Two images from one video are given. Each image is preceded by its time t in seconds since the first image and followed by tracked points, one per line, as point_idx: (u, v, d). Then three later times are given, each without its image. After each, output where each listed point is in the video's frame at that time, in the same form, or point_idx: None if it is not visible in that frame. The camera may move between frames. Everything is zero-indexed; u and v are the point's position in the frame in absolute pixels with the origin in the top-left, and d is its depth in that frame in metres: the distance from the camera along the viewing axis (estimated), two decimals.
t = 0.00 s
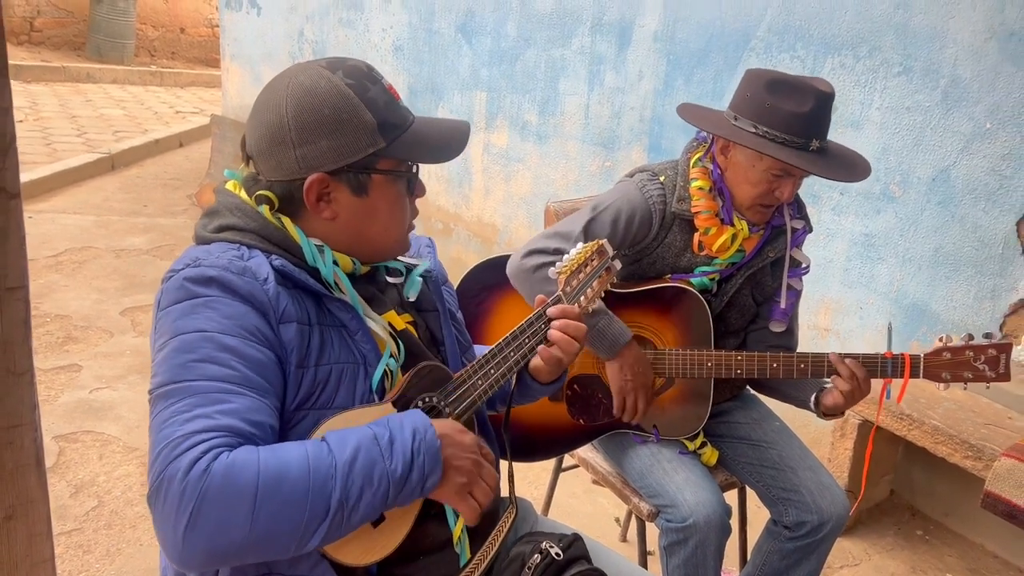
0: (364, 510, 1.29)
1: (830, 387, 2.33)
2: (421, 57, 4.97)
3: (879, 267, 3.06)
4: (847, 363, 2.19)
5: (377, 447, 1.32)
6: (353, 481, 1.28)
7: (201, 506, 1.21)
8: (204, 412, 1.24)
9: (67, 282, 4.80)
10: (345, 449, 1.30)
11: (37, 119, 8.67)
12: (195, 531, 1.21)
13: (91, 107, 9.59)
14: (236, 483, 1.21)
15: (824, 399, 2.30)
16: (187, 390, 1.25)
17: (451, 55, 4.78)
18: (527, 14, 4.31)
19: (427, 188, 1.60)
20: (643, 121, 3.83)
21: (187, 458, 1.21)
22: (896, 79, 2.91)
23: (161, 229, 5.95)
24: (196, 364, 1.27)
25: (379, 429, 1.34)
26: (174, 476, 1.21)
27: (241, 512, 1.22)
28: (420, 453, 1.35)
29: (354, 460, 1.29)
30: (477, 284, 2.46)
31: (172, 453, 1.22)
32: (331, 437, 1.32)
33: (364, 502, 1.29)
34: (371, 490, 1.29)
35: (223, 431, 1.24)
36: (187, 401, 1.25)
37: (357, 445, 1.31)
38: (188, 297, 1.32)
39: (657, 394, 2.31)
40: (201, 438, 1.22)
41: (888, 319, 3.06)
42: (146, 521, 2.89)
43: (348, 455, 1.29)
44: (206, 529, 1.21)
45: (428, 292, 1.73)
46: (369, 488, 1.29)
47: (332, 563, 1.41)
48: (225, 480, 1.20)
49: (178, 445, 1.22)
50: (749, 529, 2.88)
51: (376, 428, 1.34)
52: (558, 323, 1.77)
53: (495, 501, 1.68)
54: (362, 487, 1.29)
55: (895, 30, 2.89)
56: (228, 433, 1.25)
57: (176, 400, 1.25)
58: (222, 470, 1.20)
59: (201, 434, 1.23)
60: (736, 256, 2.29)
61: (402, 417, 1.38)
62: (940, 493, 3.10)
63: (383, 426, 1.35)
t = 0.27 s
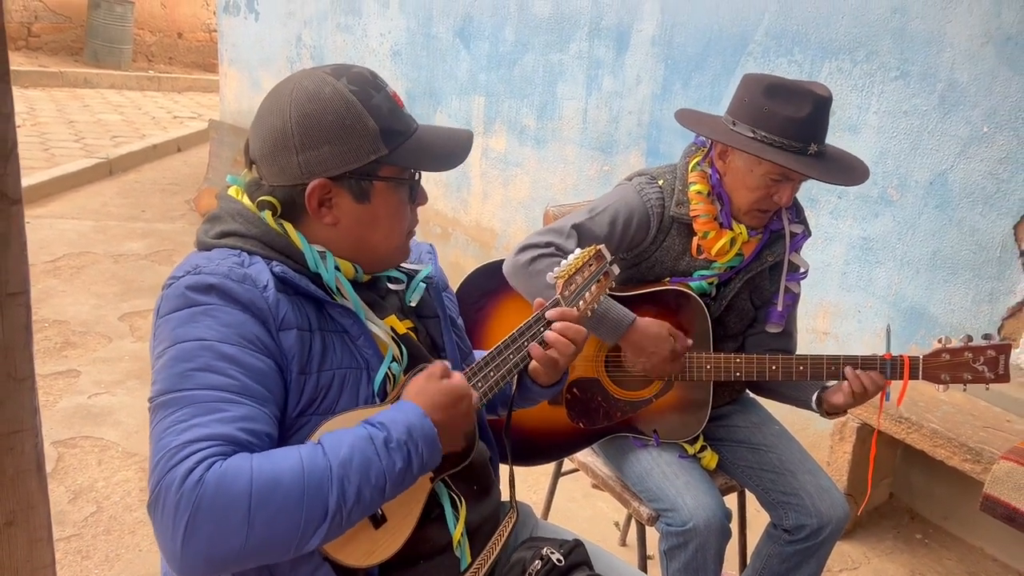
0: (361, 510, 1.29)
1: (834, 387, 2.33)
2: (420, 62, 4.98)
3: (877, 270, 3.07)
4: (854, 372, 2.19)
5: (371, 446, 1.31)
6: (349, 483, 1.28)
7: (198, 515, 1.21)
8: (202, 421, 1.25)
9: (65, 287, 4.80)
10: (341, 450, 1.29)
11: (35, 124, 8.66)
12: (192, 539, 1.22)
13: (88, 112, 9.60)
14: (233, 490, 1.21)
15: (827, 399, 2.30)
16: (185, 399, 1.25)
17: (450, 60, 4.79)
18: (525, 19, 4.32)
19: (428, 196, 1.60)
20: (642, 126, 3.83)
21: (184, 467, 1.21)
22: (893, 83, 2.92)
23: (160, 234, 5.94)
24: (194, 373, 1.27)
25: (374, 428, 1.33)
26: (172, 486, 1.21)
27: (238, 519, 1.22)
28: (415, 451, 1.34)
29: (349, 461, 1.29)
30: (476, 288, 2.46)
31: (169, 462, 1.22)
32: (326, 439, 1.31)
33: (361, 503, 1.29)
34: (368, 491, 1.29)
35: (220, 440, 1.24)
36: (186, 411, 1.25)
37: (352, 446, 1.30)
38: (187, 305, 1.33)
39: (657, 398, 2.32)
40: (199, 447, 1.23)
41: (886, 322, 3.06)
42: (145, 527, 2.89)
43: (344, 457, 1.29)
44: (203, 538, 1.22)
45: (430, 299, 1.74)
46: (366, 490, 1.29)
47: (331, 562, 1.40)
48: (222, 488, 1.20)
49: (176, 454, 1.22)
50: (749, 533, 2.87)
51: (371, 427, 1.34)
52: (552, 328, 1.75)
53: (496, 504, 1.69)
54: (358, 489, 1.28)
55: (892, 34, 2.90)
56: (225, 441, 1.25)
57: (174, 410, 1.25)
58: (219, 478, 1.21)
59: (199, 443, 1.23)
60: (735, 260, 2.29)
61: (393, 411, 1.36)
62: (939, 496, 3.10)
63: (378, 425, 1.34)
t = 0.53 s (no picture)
0: (360, 507, 1.29)
1: (829, 390, 2.33)
2: (417, 67, 4.99)
3: (874, 274, 3.08)
4: (842, 368, 2.19)
5: (368, 443, 1.31)
6: (348, 481, 1.28)
7: (200, 518, 1.21)
8: (202, 425, 1.25)
9: (62, 293, 4.80)
10: (338, 449, 1.29)
11: (32, 129, 8.66)
12: (193, 543, 1.22)
13: (85, 118, 9.60)
14: (233, 493, 1.21)
15: (823, 400, 2.30)
16: (184, 405, 1.26)
17: (447, 65, 4.80)
18: (522, 24, 4.34)
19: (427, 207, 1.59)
20: (639, 130, 3.85)
21: (185, 471, 1.21)
22: (889, 88, 2.93)
23: (157, 239, 5.94)
24: (193, 378, 1.27)
25: (369, 425, 1.33)
26: (173, 490, 1.21)
27: (239, 522, 1.22)
28: (411, 446, 1.34)
29: (347, 459, 1.29)
30: (474, 292, 2.47)
31: (170, 466, 1.23)
32: (323, 439, 1.31)
33: (361, 499, 1.29)
34: (366, 488, 1.29)
35: (221, 443, 1.25)
36: (185, 416, 1.25)
37: (348, 444, 1.30)
38: (185, 310, 1.33)
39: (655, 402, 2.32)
40: (200, 451, 1.23)
41: (883, 325, 3.07)
42: (142, 532, 2.88)
43: (342, 455, 1.29)
44: (204, 541, 1.22)
45: (427, 304, 1.74)
46: (364, 487, 1.29)
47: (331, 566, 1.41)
48: (223, 490, 1.21)
49: (176, 458, 1.23)
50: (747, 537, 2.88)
51: (367, 424, 1.34)
52: (551, 333, 1.78)
53: (494, 509, 1.70)
54: (357, 487, 1.28)
55: (887, 39, 2.91)
56: (226, 445, 1.25)
57: (173, 415, 1.26)
58: (220, 480, 1.21)
59: (199, 447, 1.23)
60: (731, 264, 2.29)
61: (387, 406, 1.36)
62: (937, 499, 3.11)
63: (373, 421, 1.34)
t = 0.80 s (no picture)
0: (360, 518, 1.29)
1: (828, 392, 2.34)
2: (415, 72, 5.00)
3: (870, 277, 3.08)
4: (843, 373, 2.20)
5: (370, 454, 1.32)
6: (348, 489, 1.29)
7: (198, 519, 1.22)
8: (202, 427, 1.25)
9: (60, 297, 4.79)
10: (340, 457, 1.30)
11: (30, 134, 8.66)
12: (191, 544, 1.22)
13: (83, 122, 9.59)
14: (232, 495, 1.21)
15: (822, 403, 2.30)
16: (183, 405, 1.26)
17: (445, 69, 4.81)
18: (519, 28, 4.35)
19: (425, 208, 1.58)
20: (636, 134, 3.85)
21: (184, 472, 1.21)
22: (885, 92, 2.94)
23: (155, 244, 5.94)
24: (193, 379, 1.27)
25: (372, 437, 1.35)
26: (172, 490, 1.22)
27: (238, 525, 1.22)
28: (413, 462, 1.35)
29: (348, 468, 1.30)
30: (472, 297, 2.47)
31: (169, 467, 1.23)
32: (325, 447, 1.32)
33: (360, 511, 1.29)
34: (365, 499, 1.30)
35: (220, 445, 1.25)
36: (185, 416, 1.25)
37: (351, 453, 1.31)
38: (185, 312, 1.33)
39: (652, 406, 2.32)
40: (199, 452, 1.23)
41: (880, 328, 3.08)
42: (140, 537, 2.88)
43: (343, 465, 1.29)
44: (202, 543, 1.22)
45: (426, 310, 1.73)
46: (364, 496, 1.30)
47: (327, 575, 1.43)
48: (222, 493, 1.21)
49: (175, 459, 1.23)
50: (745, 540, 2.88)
51: (370, 436, 1.35)
52: (547, 340, 1.78)
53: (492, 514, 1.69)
54: (357, 495, 1.29)
55: (883, 43, 2.92)
56: (225, 447, 1.25)
57: (173, 415, 1.26)
58: (219, 483, 1.21)
59: (199, 449, 1.23)
60: (728, 267, 2.30)
61: (395, 423, 1.38)
62: (935, 502, 3.11)
63: (376, 434, 1.35)
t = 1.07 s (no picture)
0: (358, 523, 1.30)
1: (828, 398, 2.35)
2: (412, 77, 5.01)
3: (866, 281, 3.09)
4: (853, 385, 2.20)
5: (367, 459, 1.32)
6: (346, 495, 1.29)
7: (196, 528, 1.22)
8: (198, 435, 1.26)
9: (57, 303, 4.79)
10: (336, 463, 1.30)
11: (27, 140, 8.66)
12: (191, 553, 1.23)
13: (81, 128, 9.60)
14: (230, 503, 1.22)
15: (823, 408, 2.31)
16: (179, 415, 1.27)
17: (442, 74, 4.82)
18: (516, 34, 4.36)
19: (408, 218, 1.53)
20: (632, 139, 3.86)
21: (181, 482, 1.22)
22: (880, 96, 2.96)
23: (152, 249, 5.94)
24: (189, 388, 1.28)
25: (369, 442, 1.35)
26: (169, 501, 1.23)
27: (236, 533, 1.23)
28: (410, 466, 1.35)
29: (345, 473, 1.30)
30: (469, 302, 2.48)
31: (166, 477, 1.24)
32: (321, 453, 1.32)
33: (358, 516, 1.30)
34: (364, 504, 1.30)
35: (217, 454, 1.26)
36: (181, 426, 1.26)
37: (348, 458, 1.31)
38: (181, 321, 1.34)
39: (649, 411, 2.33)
40: (196, 461, 1.24)
41: (877, 332, 3.08)
42: (138, 543, 2.88)
43: (341, 470, 1.30)
44: (202, 552, 1.23)
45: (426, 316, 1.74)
46: (362, 502, 1.30)
47: None
48: (219, 502, 1.22)
49: (172, 468, 1.24)
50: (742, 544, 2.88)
51: (367, 441, 1.35)
52: (546, 348, 1.78)
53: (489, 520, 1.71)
54: (354, 501, 1.29)
55: (878, 48, 2.94)
56: (221, 456, 1.26)
57: (169, 425, 1.27)
58: (216, 492, 1.22)
59: (195, 458, 1.24)
60: (724, 272, 2.31)
61: (389, 428, 1.38)
62: (932, 506, 3.12)
63: (373, 439, 1.35)
